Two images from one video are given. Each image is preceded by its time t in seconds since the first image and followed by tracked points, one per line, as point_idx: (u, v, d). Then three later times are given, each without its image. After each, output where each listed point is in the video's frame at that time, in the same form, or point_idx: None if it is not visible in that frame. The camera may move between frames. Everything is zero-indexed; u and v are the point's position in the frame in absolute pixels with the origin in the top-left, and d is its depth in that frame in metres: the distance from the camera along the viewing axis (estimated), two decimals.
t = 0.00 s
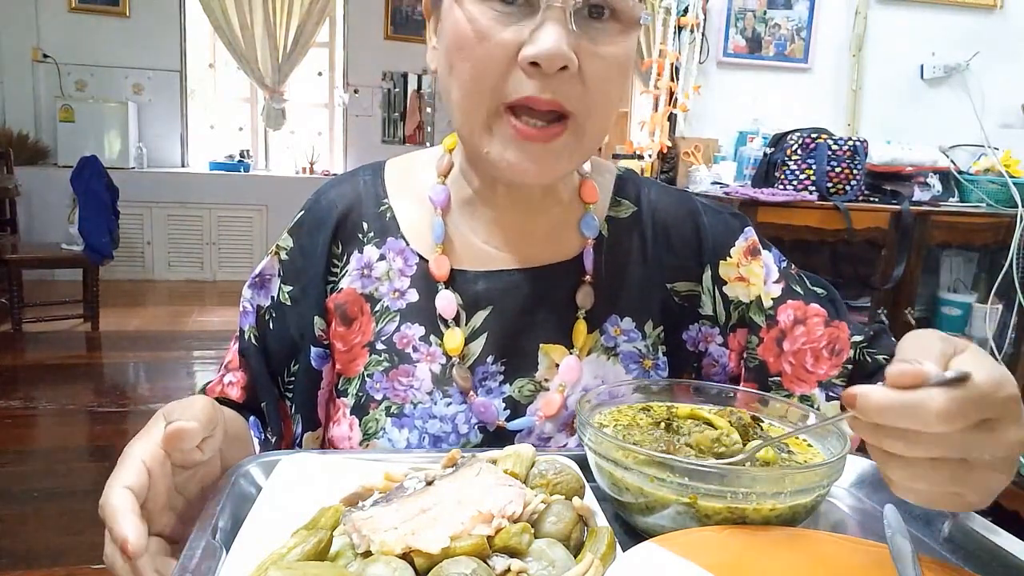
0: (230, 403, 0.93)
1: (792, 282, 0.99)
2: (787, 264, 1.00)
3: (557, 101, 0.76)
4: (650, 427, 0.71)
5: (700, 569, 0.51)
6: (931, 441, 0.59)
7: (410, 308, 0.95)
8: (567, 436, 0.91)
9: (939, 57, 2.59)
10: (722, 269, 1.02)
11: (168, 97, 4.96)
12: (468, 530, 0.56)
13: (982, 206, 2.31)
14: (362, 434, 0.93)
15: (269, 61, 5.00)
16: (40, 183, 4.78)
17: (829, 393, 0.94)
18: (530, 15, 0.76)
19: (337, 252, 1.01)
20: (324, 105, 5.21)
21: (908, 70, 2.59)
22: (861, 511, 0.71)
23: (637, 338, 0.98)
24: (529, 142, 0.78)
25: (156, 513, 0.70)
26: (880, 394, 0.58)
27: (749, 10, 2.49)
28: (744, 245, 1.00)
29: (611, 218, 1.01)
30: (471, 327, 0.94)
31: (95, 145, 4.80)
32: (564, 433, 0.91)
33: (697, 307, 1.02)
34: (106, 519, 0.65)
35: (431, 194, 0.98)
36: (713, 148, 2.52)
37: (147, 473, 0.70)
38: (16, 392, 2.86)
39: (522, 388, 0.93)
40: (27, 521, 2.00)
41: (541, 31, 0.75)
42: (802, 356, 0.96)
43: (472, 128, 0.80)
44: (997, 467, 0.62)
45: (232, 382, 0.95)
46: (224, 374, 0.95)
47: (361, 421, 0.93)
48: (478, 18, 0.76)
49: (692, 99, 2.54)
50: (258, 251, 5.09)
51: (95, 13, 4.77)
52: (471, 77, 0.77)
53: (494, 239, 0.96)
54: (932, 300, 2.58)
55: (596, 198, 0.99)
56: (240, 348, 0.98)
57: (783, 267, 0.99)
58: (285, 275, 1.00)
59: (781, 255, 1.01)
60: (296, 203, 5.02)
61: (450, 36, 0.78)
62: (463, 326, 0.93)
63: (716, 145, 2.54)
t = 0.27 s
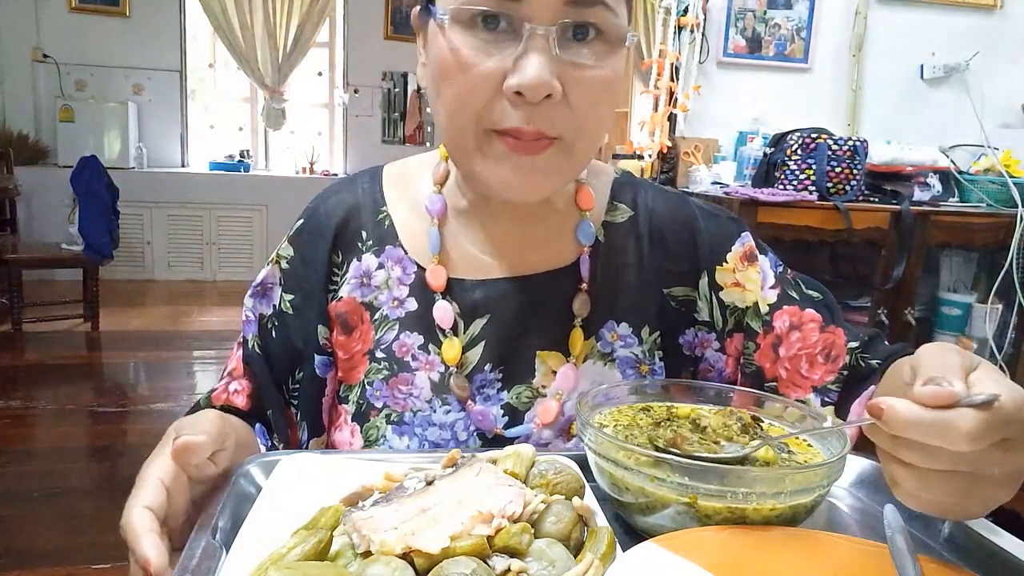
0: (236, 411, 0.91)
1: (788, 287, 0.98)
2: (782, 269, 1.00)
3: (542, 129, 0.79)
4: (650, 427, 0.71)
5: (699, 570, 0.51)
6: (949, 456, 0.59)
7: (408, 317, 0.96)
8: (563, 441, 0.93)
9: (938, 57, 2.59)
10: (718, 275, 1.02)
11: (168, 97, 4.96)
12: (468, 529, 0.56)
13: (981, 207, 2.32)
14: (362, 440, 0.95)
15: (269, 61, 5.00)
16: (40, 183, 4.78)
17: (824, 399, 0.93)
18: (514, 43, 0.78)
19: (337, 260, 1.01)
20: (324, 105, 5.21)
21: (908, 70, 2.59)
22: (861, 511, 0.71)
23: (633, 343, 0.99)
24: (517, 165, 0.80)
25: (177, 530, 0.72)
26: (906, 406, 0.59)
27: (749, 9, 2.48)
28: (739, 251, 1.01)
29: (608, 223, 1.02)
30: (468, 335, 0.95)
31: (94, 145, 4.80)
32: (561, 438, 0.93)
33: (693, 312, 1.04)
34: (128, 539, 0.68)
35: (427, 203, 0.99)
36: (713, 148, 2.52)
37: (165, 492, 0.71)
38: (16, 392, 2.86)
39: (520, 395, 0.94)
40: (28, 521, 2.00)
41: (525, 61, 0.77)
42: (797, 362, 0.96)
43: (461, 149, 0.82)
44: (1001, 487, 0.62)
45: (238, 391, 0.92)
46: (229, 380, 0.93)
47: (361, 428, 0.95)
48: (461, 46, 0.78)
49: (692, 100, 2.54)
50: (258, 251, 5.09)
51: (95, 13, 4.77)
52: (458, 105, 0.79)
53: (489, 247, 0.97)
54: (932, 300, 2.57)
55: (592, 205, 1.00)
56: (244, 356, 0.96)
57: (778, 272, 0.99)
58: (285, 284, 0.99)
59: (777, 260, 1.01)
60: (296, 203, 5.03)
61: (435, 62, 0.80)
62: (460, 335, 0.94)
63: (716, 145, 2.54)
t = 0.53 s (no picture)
0: (249, 406, 0.94)
1: (777, 290, 1.00)
2: (772, 271, 1.02)
3: (528, 132, 0.80)
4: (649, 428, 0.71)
5: (699, 569, 0.51)
6: (965, 439, 0.65)
7: (405, 310, 0.97)
8: (554, 432, 0.93)
9: (938, 57, 2.59)
10: (710, 275, 1.03)
11: (168, 97, 4.96)
12: (468, 529, 0.56)
13: (982, 206, 2.32)
14: (360, 428, 0.96)
15: (269, 61, 5.00)
16: (40, 183, 4.78)
17: (811, 396, 0.96)
18: (498, 50, 0.79)
19: (339, 257, 1.03)
20: (324, 105, 5.21)
21: (908, 70, 2.59)
22: (861, 511, 0.71)
23: (624, 339, 0.99)
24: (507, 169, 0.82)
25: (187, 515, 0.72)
26: (931, 391, 0.64)
27: (749, 9, 2.48)
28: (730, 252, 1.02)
29: (601, 223, 1.02)
30: (462, 329, 0.95)
31: (94, 145, 4.80)
32: (552, 430, 0.93)
33: (684, 310, 1.03)
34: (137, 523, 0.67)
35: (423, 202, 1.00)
36: (713, 148, 2.52)
37: (173, 476, 0.71)
38: (15, 392, 2.85)
39: (511, 387, 0.94)
40: (28, 521, 2.00)
41: (509, 68, 0.78)
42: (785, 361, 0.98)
43: (454, 156, 0.84)
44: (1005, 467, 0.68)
45: (252, 385, 0.95)
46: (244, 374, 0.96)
47: (359, 416, 0.96)
48: (447, 57, 0.80)
49: (692, 100, 2.53)
50: (258, 251, 5.08)
51: (95, 13, 4.77)
52: (446, 112, 0.80)
53: (483, 249, 0.97)
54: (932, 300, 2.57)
55: (586, 205, 1.00)
56: (256, 351, 0.99)
57: (768, 274, 1.00)
58: (292, 281, 1.02)
59: (768, 262, 1.02)
60: (296, 203, 5.02)
61: (425, 74, 0.82)
62: (454, 328, 0.95)
63: (716, 145, 2.54)
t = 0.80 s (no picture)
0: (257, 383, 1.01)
1: (757, 281, 1.04)
2: (752, 264, 1.06)
3: (527, 126, 0.83)
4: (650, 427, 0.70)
5: (698, 570, 0.51)
6: (941, 427, 0.67)
7: (406, 292, 1.02)
8: (547, 408, 0.97)
9: (938, 57, 2.59)
10: (693, 265, 1.07)
11: (168, 97, 4.97)
12: (468, 530, 0.56)
13: (982, 207, 2.32)
14: (362, 402, 1.00)
15: (269, 61, 5.00)
16: (41, 183, 4.79)
17: (787, 377, 1.00)
18: (499, 52, 0.82)
19: (347, 244, 1.07)
20: (324, 105, 5.21)
21: (908, 70, 2.59)
22: (862, 512, 0.71)
23: (613, 323, 1.03)
24: (506, 163, 0.85)
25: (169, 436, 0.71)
26: (910, 385, 0.65)
27: (749, 9, 2.47)
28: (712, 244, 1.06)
29: (592, 217, 1.06)
30: (459, 310, 1.00)
31: (94, 144, 4.80)
32: (544, 406, 0.97)
33: (668, 298, 1.07)
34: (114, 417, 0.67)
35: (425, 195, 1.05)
36: (713, 148, 2.52)
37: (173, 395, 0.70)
38: (16, 392, 2.85)
39: (505, 364, 0.98)
40: (29, 521, 2.00)
41: (510, 68, 0.81)
42: (762, 347, 1.02)
43: (456, 150, 0.87)
44: (978, 453, 0.69)
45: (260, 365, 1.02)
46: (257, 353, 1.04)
47: (361, 391, 1.00)
48: (452, 58, 0.82)
49: (692, 100, 2.53)
50: (258, 252, 5.08)
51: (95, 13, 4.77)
52: (451, 109, 0.84)
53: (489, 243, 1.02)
54: (932, 300, 2.57)
55: (577, 199, 1.05)
56: (266, 334, 1.05)
57: (748, 266, 1.05)
58: (302, 266, 1.06)
59: (748, 256, 1.07)
60: (296, 203, 5.02)
61: (429, 75, 0.85)
62: (453, 310, 1.00)
63: (716, 145, 2.53)
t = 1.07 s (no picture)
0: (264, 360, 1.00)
1: (741, 284, 1.06)
2: (737, 267, 1.07)
3: (514, 147, 0.88)
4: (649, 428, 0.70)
5: (697, 569, 0.51)
6: (925, 435, 0.68)
7: (418, 286, 1.04)
8: (547, 394, 0.98)
9: (938, 57, 2.59)
10: (682, 266, 1.07)
11: (168, 97, 4.97)
12: (468, 530, 0.55)
13: (981, 207, 2.32)
14: (373, 386, 1.00)
15: (269, 61, 5.00)
16: (41, 183, 4.78)
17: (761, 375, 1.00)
18: (472, 89, 0.87)
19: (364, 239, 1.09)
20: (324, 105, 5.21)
21: (908, 69, 2.59)
22: (862, 511, 0.71)
23: (609, 318, 1.04)
24: (505, 185, 0.91)
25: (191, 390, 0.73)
26: (899, 389, 0.67)
27: (749, 9, 2.47)
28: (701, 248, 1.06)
29: (590, 219, 1.08)
30: (467, 302, 1.02)
31: (94, 145, 4.80)
32: (545, 391, 0.98)
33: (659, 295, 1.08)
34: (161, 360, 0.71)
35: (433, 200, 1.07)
36: (713, 148, 2.51)
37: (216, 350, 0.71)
38: (16, 392, 2.85)
39: (509, 351, 1.00)
40: (29, 521, 2.00)
41: (488, 99, 0.86)
42: (740, 346, 1.03)
43: (457, 181, 0.93)
44: (957, 459, 0.71)
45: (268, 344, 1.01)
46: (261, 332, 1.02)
47: (373, 374, 1.00)
48: (431, 106, 0.89)
49: (692, 100, 2.53)
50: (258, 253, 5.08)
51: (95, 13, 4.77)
52: (445, 147, 0.90)
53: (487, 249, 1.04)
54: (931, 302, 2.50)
55: (573, 203, 1.07)
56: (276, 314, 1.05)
57: (733, 270, 1.06)
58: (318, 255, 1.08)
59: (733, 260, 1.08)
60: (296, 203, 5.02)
61: (420, 120, 0.92)
62: (461, 301, 1.02)
63: (716, 145, 2.53)
